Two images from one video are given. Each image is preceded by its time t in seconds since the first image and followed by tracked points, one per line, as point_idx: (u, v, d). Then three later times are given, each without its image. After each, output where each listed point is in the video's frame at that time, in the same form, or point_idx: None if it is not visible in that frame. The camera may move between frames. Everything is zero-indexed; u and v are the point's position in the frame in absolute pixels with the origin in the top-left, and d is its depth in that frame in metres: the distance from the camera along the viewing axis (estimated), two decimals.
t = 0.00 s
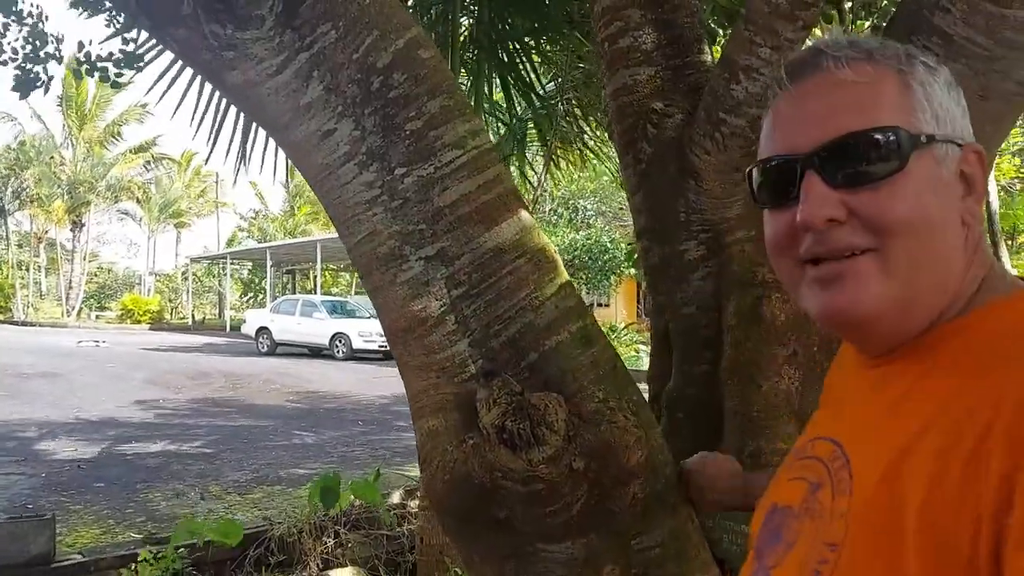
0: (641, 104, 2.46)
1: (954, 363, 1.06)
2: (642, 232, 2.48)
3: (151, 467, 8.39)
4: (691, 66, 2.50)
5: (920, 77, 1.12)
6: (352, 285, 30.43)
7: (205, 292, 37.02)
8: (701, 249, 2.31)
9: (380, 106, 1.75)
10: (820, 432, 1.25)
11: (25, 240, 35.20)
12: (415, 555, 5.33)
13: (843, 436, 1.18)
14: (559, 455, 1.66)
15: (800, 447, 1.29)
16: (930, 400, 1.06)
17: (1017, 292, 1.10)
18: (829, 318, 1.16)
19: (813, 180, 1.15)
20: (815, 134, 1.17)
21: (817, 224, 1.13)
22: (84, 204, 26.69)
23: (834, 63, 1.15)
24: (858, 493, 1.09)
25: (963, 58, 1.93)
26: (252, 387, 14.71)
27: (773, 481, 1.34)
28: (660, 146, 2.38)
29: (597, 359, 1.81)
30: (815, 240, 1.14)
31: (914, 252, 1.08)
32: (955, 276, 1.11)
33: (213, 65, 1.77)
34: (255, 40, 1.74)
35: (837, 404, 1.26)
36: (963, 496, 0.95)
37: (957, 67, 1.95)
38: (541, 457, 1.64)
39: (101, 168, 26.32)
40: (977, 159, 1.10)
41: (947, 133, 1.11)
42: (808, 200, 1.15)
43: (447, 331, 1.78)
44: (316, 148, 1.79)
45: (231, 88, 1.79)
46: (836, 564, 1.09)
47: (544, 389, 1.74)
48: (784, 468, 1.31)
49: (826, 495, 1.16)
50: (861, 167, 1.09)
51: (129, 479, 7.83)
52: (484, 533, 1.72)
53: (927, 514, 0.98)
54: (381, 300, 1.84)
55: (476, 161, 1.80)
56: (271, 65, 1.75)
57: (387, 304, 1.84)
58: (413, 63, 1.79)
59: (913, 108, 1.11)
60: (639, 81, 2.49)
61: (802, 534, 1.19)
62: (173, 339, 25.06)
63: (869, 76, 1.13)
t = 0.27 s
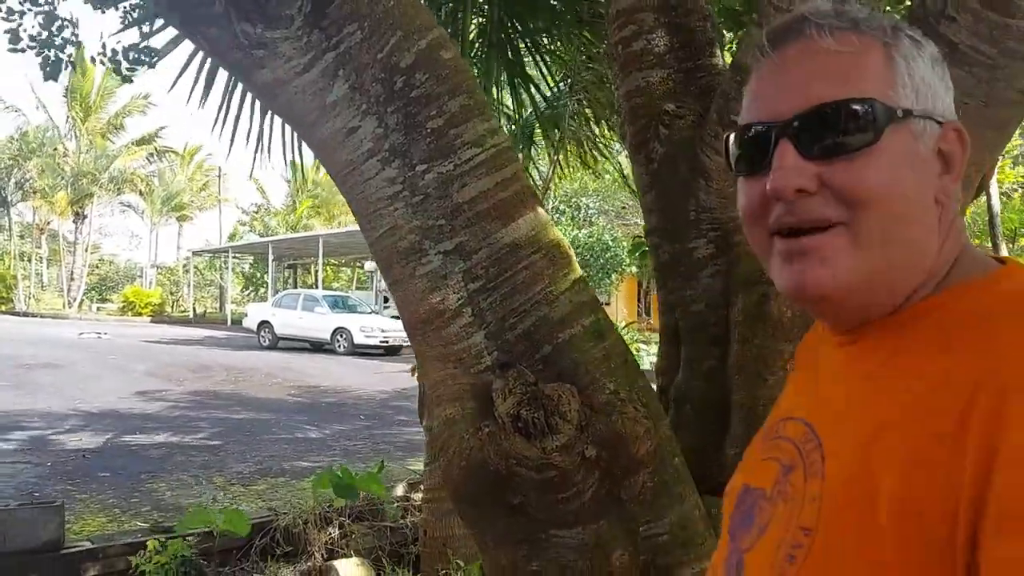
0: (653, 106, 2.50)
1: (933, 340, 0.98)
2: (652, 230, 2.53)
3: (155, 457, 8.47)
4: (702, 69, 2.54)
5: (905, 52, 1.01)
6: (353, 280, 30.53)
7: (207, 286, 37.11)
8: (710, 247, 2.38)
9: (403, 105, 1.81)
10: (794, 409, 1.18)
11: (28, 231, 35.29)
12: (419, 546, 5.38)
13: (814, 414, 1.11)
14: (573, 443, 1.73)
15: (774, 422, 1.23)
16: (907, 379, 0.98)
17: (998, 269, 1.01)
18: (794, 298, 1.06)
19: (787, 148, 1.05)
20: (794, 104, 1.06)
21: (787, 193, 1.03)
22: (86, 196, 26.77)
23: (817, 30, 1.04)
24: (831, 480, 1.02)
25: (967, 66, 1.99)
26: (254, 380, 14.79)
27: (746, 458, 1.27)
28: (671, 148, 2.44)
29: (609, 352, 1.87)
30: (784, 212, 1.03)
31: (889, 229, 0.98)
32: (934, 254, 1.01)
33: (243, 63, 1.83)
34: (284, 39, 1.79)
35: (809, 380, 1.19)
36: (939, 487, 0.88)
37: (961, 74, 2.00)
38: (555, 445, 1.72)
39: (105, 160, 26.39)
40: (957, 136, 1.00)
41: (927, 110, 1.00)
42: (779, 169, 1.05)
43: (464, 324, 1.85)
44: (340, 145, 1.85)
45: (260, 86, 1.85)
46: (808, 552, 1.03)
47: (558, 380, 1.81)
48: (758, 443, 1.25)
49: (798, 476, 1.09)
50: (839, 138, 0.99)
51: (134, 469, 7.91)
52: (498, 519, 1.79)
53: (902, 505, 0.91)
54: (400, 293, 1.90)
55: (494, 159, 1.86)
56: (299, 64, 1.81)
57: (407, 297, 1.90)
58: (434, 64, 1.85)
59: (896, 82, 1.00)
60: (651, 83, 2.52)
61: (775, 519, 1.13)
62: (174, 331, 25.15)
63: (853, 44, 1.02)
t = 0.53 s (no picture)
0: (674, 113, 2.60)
1: (912, 346, 1.14)
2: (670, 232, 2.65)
3: (164, 450, 8.58)
4: (721, 78, 2.60)
5: (894, 39, 1.21)
6: (353, 278, 30.65)
7: (207, 281, 37.21)
8: (727, 248, 2.52)
9: (442, 112, 1.93)
10: (780, 405, 1.33)
11: (29, 225, 35.36)
12: (427, 539, 5.48)
13: (800, 411, 1.27)
14: (598, 431, 1.86)
15: (754, 423, 1.38)
16: (890, 383, 1.13)
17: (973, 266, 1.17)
18: (783, 275, 1.22)
19: (777, 129, 1.23)
20: (787, 80, 1.24)
21: (776, 173, 1.20)
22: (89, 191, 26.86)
23: (812, 17, 1.23)
24: (817, 472, 1.17)
25: (971, 83, 2.11)
26: (257, 376, 14.90)
27: (724, 458, 1.42)
28: (691, 154, 2.56)
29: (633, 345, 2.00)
30: (773, 192, 1.20)
31: (872, 211, 1.15)
32: (911, 247, 1.18)
33: (294, 70, 1.95)
34: (334, 49, 1.92)
35: (794, 380, 1.34)
36: (930, 476, 1.02)
37: (966, 91, 2.12)
38: (581, 432, 1.85)
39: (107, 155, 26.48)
40: (941, 128, 1.19)
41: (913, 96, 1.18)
42: (769, 147, 1.23)
43: (497, 317, 1.96)
44: (384, 148, 1.98)
45: (310, 92, 1.97)
46: (798, 544, 1.17)
47: (584, 370, 1.94)
48: (737, 443, 1.40)
49: (783, 471, 1.24)
50: (827, 117, 1.16)
51: (144, 461, 8.03)
52: (526, 500, 1.91)
53: (894, 492, 1.05)
54: (437, 288, 2.03)
55: (527, 163, 1.98)
56: (346, 72, 1.93)
57: (443, 291, 2.02)
58: (471, 73, 1.96)
59: (883, 69, 1.19)
60: (672, 92, 2.60)
61: (761, 512, 1.27)
62: (175, 326, 25.26)
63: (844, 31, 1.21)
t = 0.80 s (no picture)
0: (688, 123, 2.73)
1: (930, 318, 1.11)
2: (682, 235, 2.78)
3: (170, 447, 8.71)
4: (732, 90, 2.73)
5: (927, 20, 1.19)
6: (354, 282, 30.82)
7: (207, 283, 37.35)
8: (736, 249, 2.62)
9: (475, 118, 2.08)
10: (769, 371, 1.29)
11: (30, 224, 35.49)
12: (433, 534, 5.62)
13: (799, 380, 1.22)
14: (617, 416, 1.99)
15: (752, 387, 1.30)
16: (906, 356, 1.10)
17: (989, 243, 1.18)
18: (819, 258, 1.18)
19: (822, 113, 1.19)
20: (825, 62, 1.20)
21: (824, 158, 1.16)
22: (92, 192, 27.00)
23: None
24: (831, 447, 1.12)
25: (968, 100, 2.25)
26: (259, 377, 15.04)
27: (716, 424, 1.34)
28: (704, 161, 2.69)
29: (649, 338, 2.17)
30: (818, 176, 1.16)
31: (919, 192, 1.14)
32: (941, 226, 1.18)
33: (340, 77, 2.11)
34: (377, 59, 2.07)
35: (782, 347, 1.30)
36: (963, 453, 1.00)
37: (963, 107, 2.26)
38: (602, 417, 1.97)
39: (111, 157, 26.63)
40: (964, 111, 1.21)
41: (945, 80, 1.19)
42: (814, 129, 1.19)
43: (522, 310, 2.09)
44: (421, 151, 2.13)
45: (353, 98, 2.13)
46: (823, 513, 1.09)
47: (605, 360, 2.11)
48: (732, 409, 1.32)
49: (799, 438, 1.17)
50: (878, 99, 1.14)
51: (152, 457, 8.16)
52: (549, 479, 2.05)
53: (928, 469, 1.01)
54: (468, 282, 2.18)
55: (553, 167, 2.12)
56: (387, 80, 2.08)
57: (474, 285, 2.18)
58: (502, 83, 2.10)
59: (921, 50, 1.18)
60: (685, 103, 2.73)
61: (772, 480, 1.18)
62: (175, 327, 25.39)
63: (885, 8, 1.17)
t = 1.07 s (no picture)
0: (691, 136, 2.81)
1: (919, 332, 1.19)
2: (683, 245, 2.86)
3: (167, 448, 8.75)
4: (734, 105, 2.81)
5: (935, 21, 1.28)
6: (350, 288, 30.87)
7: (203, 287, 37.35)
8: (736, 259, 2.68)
9: (486, 127, 2.16)
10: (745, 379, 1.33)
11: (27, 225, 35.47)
12: (428, 538, 5.71)
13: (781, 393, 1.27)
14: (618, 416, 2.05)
15: (720, 397, 1.35)
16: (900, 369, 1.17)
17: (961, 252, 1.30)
18: (841, 258, 1.23)
19: (869, 109, 1.22)
20: (866, 54, 1.24)
21: (869, 158, 1.20)
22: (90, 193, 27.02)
23: None
24: (833, 460, 1.17)
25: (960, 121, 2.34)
26: (254, 381, 15.07)
27: (683, 433, 1.38)
28: (707, 174, 2.77)
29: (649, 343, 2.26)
30: (854, 174, 1.21)
31: (933, 205, 1.23)
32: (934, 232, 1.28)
33: (357, 86, 2.18)
34: (394, 69, 2.14)
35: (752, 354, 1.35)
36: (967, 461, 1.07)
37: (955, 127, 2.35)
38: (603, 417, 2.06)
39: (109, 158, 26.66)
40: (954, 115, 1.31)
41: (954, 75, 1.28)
42: (859, 128, 1.22)
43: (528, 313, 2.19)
44: (434, 159, 2.20)
45: (370, 107, 2.20)
46: (834, 523, 1.14)
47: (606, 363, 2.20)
48: (701, 417, 1.36)
49: (791, 448, 1.22)
50: (917, 104, 1.21)
51: (148, 457, 8.20)
52: (550, 479, 2.11)
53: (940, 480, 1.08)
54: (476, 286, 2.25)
55: (561, 176, 2.21)
56: (403, 90, 2.16)
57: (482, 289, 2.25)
58: (513, 94, 2.19)
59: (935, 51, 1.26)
60: (689, 118, 2.82)
61: (766, 491, 1.23)
62: (171, 330, 25.40)
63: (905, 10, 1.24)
